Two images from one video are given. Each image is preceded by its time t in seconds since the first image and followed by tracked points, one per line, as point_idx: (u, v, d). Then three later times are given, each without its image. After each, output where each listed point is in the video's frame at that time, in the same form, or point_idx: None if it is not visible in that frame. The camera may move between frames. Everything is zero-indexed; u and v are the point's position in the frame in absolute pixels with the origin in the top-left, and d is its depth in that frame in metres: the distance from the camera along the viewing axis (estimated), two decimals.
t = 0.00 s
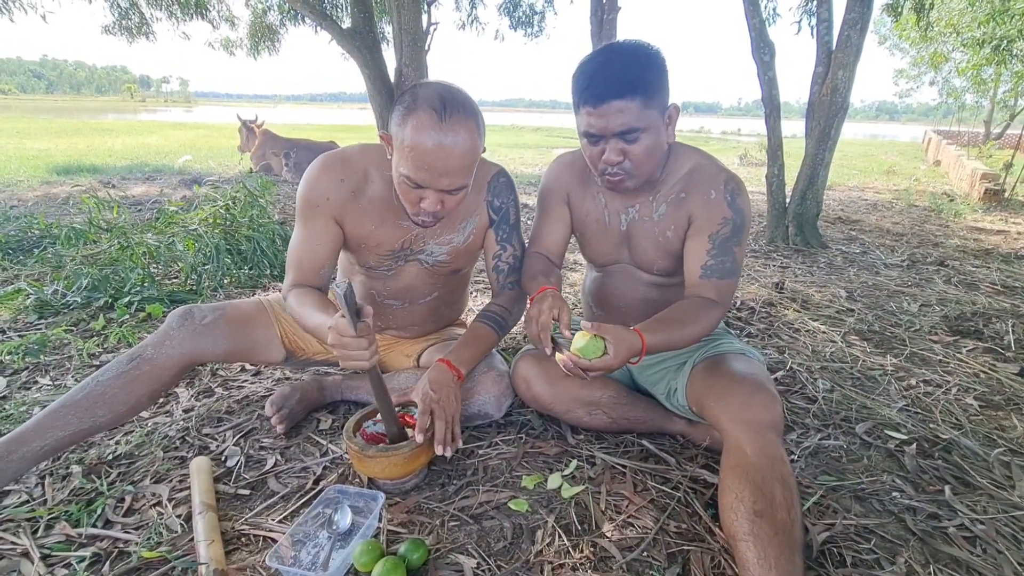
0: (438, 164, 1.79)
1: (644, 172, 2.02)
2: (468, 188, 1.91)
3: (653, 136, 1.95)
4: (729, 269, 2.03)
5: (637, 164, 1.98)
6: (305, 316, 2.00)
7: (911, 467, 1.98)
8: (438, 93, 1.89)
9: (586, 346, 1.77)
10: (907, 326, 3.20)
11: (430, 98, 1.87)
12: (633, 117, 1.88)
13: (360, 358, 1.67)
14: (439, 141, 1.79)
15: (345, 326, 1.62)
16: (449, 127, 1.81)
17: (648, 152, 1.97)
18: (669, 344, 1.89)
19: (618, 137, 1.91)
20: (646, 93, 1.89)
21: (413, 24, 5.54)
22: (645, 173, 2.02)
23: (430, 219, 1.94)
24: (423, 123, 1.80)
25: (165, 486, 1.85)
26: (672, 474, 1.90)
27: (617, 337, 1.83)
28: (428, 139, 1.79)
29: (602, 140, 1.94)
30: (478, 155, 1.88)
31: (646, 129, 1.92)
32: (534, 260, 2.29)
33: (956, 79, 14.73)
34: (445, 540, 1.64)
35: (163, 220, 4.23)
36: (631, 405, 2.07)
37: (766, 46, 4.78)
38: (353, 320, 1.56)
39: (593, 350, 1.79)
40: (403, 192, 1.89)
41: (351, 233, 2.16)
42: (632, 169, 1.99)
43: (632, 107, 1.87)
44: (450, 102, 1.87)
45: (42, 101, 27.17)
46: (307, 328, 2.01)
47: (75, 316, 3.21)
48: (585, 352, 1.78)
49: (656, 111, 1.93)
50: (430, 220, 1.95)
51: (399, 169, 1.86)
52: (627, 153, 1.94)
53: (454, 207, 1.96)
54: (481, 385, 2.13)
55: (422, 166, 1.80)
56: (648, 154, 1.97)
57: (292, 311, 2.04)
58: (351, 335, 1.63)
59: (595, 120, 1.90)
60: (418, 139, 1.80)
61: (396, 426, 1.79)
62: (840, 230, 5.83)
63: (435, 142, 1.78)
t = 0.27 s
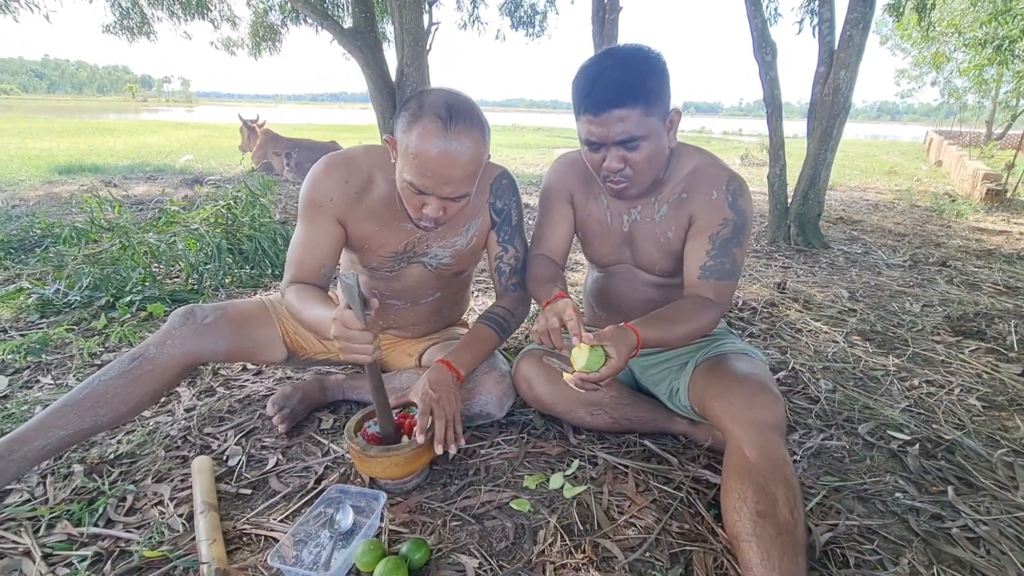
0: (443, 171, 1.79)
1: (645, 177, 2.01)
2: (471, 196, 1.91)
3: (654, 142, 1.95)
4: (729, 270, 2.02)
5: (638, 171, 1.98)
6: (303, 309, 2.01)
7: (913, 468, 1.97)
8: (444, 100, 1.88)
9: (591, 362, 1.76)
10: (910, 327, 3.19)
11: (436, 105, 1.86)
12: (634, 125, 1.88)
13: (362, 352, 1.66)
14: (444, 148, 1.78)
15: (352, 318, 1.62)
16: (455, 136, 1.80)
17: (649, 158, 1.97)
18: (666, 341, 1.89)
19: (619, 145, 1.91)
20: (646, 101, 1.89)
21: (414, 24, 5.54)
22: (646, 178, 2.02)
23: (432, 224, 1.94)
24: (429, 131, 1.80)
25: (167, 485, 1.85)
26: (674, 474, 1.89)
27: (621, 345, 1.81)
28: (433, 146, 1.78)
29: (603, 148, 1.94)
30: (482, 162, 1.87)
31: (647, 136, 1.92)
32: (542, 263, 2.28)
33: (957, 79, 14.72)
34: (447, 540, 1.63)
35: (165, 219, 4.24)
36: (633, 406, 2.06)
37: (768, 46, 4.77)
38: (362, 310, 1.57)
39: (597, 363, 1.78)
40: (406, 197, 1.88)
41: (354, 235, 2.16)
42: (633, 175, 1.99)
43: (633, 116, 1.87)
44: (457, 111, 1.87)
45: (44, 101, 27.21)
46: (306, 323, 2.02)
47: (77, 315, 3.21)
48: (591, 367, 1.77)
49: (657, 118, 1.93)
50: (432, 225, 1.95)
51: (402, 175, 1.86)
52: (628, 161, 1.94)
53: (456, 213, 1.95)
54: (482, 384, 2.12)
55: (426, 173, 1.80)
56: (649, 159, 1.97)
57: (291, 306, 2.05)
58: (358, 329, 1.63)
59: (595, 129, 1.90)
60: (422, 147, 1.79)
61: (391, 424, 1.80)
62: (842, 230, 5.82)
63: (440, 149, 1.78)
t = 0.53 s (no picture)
0: (445, 170, 1.78)
1: (648, 175, 2.01)
2: (473, 193, 1.90)
3: (657, 139, 1.94)
4: (732, 271, 2.00)
5: (640, 168, 1.97)
6: (302, 301, 1.98)
7: (915, 468, 1.97)
8: (445, 98, 1.87)
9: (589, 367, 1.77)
10: (911, 327, 3.19)
11: (438, 103, 1.85)
12: (637, 121, 1.87)
13: (360, 333, 1.66)
14: (446, 145, 1.78)
15: (349, 299, 1.63)
16: (457, 132, 1.80)
17: (651, 155, 1.97)
18: (668, 341, 1.89)
19: (621, 142, 1.91)
20: (649, 97, 1.88)
21: (415, 24, 5.53)
22: (648, 176, 2.01)
23: (434, 221, 1.94)
24: (431, 128, 1.79)
25: (167, 485, 1.85)
26: (675, 475, 1.89)
27: (623, 347, 1.80)
28: (435, 144, 1.78)
29: (605, 145, 1.93)
30: (484, 159, 1.86)
31: (649, 132, 1.92)
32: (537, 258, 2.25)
33: (958, 80, 14.71)
34: (448, 540, 1.63)
35: (166, 219, 4.23)
36: (634, 406, 2.06)
37: (769, 46, 4.76)
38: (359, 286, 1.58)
39: (599, 367, 1.77)
40: (409, 195, 1.88)
41: (357, 232, 2.16)
42: (635, 173, 1.98)
43: (635, 112, 1.86)
44: (458, 107, 1.86)
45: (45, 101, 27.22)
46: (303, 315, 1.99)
47: (77, 315, 3.21)
48: (593, 373, 1.77)
49: (660, 116, 1.92)
50: (435, 222, 1.95)
51: (405, 174, 1.86)
52: (630, 158, 1.94)
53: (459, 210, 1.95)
54: (483, 384, 2.11)
55: (429, 171, 1.79)
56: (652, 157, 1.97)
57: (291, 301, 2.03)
58: (355, 309, 1.63)
59: (598, 125, 1.90)
60: (425, 145, 1.79)
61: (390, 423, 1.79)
62: (843, 231, 5.81)
63: (443, 147, 1.77)
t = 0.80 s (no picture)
0: (443, 165, 1.78)
1: (652, 173, 2.00)
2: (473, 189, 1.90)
3: (662, 137, 1.94)
4: (737, 269, 1.99)
5: (644, 166, 1.97)
6: (308, 299, 1.96)
7: (919, 469, 1.96)
8: (442, 93, 1.87)
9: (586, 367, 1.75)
10: (914, 327, 3.18)
11: (435, 99, 1.85)
12: (642, 119, 1.87)
13: (370, 324, 1.66)
14: (445, 140, 1.77)
15: (360, 288, 1.63)
16: (455, 127, 1.79)
17: (656, 154, 1.96)
18: (673, 341, 1.87)
19: (625, 139, 1.90)
20: (654, 95, 1.88)
21: (417, 23, 5.53)
22: (653, 174, 2.01)
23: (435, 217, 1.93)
24: (429, 124, 1.79)
25: (170, 484, 1.85)
26: (678, 475, 1.88)
27: (623, 345, 1.77)
28: (433, 140, 1.78)
29: (609, 142, 1.93)
30: (482, 154, 1.86)
31: (654, 130, 1.91)
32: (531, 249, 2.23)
33: (961, 79, 14.66)
34: (451, 540, 1.63)
35: (168, 219, 4.23)
36: (637, 406, 2.06)
37: (772, 45, 4.75)
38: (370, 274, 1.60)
39: (597, 365, 1.75)
40: (409, 191, 1.87)
41: (359, 231, 2.15)
42: (639, 170, 1.98)
43: (640, 110, 1.86)
44: (455, 103, 1.86)
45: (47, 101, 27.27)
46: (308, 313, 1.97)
47: (80, 314, 3.22)
48: (591, 372, 1.75)
49: (665, 114, 1.92)
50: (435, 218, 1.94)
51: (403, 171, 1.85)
52: (634, 155, 1.94)
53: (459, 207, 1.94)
54: (486, 383, 2.11)
55: (427, 167, 1.78)
56: (656, 155, 1.96)
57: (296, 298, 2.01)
58: (366, 298, 1.64)
59: (602, 121, 1.89)
60: (423, 140, 1.78)
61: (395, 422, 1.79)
62: (846, 231, 5.80)
63: (441, 142, 1.77)
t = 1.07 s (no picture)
0: (425, 154, 1.79)
1: (654, 174, 1.99)
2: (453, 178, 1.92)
3: (664, 138, 1.93)
4: (742, 271, 1.98)
5: (645, 166, 1.96)
6: (329, 309, 1.99)
7: (925, 469, 1.96)
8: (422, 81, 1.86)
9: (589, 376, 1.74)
10: (918, 327, 3.17)
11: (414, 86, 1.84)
12: (643, 119, 1.86)
13: (382, 349, 1.66)
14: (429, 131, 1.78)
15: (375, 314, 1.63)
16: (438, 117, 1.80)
17: (657, 154, 1.95)
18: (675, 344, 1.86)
19: (626, 138, 1.90)
20: (658, 96, 1.87)
21: (418, 23, 5.53)
22: (655, 174, 2.00)
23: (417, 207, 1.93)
24: (397, 110, 1.80)
25: (175, 484, 1.85)
26: (683, 475, 1.88)
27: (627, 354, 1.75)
28: (421, 130, 1.78)
29: (610, 141, 1.93)
30: (448, 147, 1.82)
31: (656, 131, 1.90)
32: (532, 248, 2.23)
33: (964, 78, 14.62)
34: (456, 540, 1.63)
35: (172, 219, 4.24)
36: (641, 406, 2.05)
37: (774, 45, 4.74)
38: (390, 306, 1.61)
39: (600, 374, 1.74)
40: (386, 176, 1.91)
41: (364, 229, 2.15)
42: (640, 171, 1.97)
43: (642, 110, 1.85)
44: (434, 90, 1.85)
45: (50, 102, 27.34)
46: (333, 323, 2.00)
47: (84, 314, 3.22)
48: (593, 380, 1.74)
49: (668, 115, 1.91)
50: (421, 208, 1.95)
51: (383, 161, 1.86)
52: (636, 155, 1.93)
53: (430, 200, 1.92)
54: (490, 387, 2.13)
55: (390, 153, 1.80)
56: (659, 156, 1.95)
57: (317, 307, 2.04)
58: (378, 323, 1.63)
59: (604, 119, 1.89)
60: (401, 129, 1.77)
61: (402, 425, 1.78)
62: (849, 230, 5.79)
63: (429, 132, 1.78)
